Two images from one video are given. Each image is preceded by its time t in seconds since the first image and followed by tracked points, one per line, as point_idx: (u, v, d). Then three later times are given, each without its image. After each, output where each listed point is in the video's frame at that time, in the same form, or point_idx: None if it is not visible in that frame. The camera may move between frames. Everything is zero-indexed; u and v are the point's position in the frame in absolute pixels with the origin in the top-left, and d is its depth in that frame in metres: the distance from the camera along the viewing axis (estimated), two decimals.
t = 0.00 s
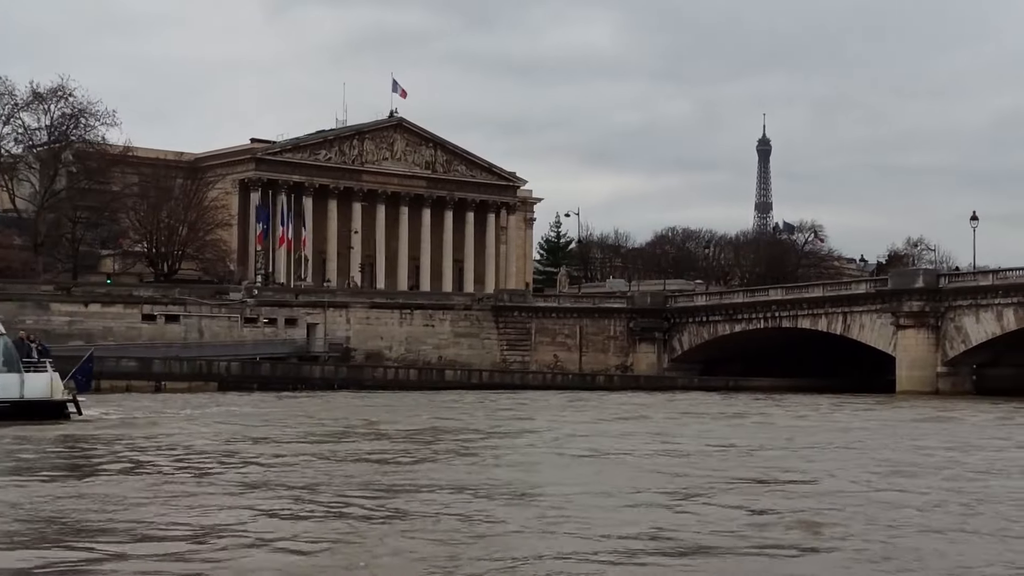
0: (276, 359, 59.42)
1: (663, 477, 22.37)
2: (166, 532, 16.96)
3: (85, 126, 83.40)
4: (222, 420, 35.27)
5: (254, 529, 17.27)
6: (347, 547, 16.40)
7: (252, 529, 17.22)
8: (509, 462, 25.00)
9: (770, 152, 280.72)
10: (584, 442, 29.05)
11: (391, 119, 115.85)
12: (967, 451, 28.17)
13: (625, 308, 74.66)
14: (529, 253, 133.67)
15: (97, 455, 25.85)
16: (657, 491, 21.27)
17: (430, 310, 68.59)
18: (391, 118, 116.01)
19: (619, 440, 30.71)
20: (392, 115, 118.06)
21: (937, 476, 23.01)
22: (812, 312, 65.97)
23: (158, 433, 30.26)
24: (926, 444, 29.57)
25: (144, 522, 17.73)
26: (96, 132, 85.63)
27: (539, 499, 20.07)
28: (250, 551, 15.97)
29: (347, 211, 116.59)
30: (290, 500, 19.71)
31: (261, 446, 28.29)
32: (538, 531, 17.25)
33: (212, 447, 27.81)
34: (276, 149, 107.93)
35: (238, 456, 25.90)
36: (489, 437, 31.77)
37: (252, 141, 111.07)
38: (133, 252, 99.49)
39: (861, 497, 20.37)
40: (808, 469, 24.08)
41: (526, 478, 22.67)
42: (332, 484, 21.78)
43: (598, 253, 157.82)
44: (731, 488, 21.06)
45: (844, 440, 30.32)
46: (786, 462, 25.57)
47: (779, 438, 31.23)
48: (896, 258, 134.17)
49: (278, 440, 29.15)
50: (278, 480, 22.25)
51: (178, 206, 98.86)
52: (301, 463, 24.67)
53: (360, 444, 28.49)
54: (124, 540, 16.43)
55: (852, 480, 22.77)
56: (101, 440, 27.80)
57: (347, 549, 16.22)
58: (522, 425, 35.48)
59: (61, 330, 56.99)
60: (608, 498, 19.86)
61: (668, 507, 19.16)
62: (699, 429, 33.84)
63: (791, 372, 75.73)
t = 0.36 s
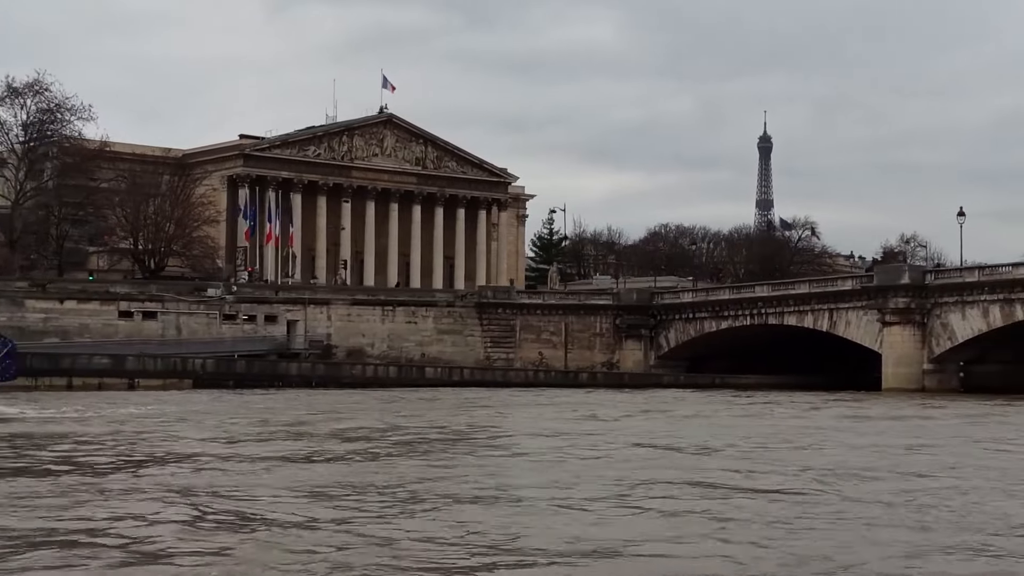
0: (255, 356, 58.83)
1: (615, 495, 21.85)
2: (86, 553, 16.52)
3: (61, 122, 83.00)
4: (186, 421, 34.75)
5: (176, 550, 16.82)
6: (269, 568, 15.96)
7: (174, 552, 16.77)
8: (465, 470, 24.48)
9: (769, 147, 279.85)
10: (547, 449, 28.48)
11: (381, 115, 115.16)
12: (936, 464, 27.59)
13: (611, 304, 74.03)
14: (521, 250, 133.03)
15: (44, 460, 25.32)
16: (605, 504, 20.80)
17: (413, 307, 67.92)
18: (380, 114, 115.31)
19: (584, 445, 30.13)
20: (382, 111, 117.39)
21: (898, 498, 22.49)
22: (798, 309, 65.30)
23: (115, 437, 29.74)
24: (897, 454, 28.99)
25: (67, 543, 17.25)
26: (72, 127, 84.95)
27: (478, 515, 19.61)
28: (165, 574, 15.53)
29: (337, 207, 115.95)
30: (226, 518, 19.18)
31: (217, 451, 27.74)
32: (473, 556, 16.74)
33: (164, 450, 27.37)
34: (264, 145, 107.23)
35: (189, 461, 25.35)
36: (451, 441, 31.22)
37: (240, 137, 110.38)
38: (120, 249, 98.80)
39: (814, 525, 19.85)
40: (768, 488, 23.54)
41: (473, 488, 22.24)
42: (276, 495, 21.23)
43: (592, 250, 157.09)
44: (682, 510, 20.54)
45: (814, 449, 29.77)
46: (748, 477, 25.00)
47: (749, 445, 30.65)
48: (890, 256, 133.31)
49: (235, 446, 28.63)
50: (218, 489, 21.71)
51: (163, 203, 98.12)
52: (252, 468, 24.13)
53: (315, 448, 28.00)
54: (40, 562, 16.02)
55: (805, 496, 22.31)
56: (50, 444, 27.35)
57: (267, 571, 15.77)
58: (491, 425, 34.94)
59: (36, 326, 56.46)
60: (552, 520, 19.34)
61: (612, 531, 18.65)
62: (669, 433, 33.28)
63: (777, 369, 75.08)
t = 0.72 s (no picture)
0: (235, 354, 58.19)
1: (569, 501, 21.21)
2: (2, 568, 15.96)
3: (40, 118, 82.24)
4: (149, 422, 34.10)
5: (98, 564, 16.27)
6: None
7: (97, 565, 16.21)
8: (420, 482, 23.82)
9: (766, 145, 279.06)
10: (512, 453, 27.85)
11: (371, 111, 114.48)
12: (906, 463, 26.96)
13: (597, 301, 73.38)
14: (514, 247, 132.35)
15: None
16: (557, 512, 20.21)
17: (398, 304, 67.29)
18: (371, 110, 114.64)
19: (552, 449, 29.55)
20: (372, 108, 116.71)
21: (862, 498, 21.88)
22: (785, 306, 64.63)
23: (69, 447, 29.03)
24: (870, 455, 28.36)
25: None
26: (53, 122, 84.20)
27: (422, 524, 19.02)
28: None
29: (327, 204, 115.26)
30: (159, 530, 18.50)
31: (169, 461, 27.04)
32: (406, 566, 16.16)
33: (117, 461, 26.80)
34: (253, 141, 106.54)
35: (136, 476, 24.66)
36: (417, 444, 30.65)
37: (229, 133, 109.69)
38: (107, 247, 97.93)
39: (770, 524, 19.23)
40: (730, 490, 22.92)
41: (424, 497, 21.67)
42: (217, 508, 20.55)
43: (586, 247, 156.40)
44: (635, 515, 19.90)
45: (785, 453, 29.12)
46: (712, 478, 24.37)
47: (720, 447, 30.06)
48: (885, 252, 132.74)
49: (190, 457, 27.93)
50: (160, 500, 21.14)
51: (149, 199, 97.27)
52: (199, 483, 23.44)
53: (273, 456, 27.43)
54: None
55: (765, 500, 21.72)
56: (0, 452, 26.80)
57: None
58: (460, 428, 34.33)
59: (12, 324, 55.92)
60: (499, 527, 18.69)
61: (558, 537, 18.01)
62: (641, 436, 32.62)
63: (767, 367, 74.45)
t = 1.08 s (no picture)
0: (213, 356, 57.61)
1: (519, 518, 20.55)
2: None
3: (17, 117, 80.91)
4: (108, 426, 33.59)
5: None
6: None
7: None
8: (369, 492, 23.18)
9: (765, 145, 278.49)
10: (469, 462, 27.31)
11: (361, 112, 113.84)
12: (873, 473, 26.32)
13: (583, 302, 72.83)
14: (505, 249, 131.69)
15: None
16: (497, 529, 19.64)
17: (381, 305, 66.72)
18: (361, 111, 114.01)
19: (512, 456, 28.99)
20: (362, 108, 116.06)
21: (815, 513, 21.33)
22: (771, 307, 63.98)
23: (18, 453, 28.48)
24: (835, 464, 27.79)
25: None
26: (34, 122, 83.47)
27: (354, 541, 18.47)
28: None
29: (316, 205, 114.64)
30: (81, 548, 17.83)
31: (117, 465, 26.48)
32: None
33: (63, 465, 26.28)
34: (241, 142, 105.94)
35: (80, 482, 24.05)
36: (375, 449, 30.10)
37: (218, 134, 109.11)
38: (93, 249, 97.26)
39: (719, 545, 18.59)
40: (684, 502, 22.31)
41: (366, 510, 21.12)
42: (152, 522, 19.89)
43: (580, 248, 155.72)
44: (581, 534, 19.23)
45: (753, 461, 28.45)
46: (668, 490, 23.74)
47: (685, 455, 29.49)
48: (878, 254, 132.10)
49: (141, 461, 27.37)
50: (92, 512, 20.62)
51: (136, 200, 96.63)
52: (141, 493, 22.80)
53: (223, 462, 26.88)
54: None
55: (716, 515, 21.15)
56: None
57: None
58: (424, 432, 33.77)
59: None
60: (438, 550, 18.07)
61: (495, 560, 17.35)
62: (609, 445, 32.05)
63: (754, 368, 73.85)
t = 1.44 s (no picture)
0: (191, 359, 57.07)
1: (462, 525, 20.11)
2: None
3: None
4: (68, 429, 33.21)
5: None
6: None
7: None
8: (314, 499, 22.66)
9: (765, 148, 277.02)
10: (425, 468, 26.80)
11: (351, 114, 113.30)
12: (835, 479, 25.79)
13: (569, 305, 72.32)
14: (497, 251, 131.09)
15: None
16: (434, 538, 19.14)
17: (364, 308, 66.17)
18: (351, 113, 113.48)
19: (472, 461, 28.48)
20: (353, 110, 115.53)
21: (767, 521, 20.82)
22: (756, 310, 63.36)
23: None
24: (798, 470, 27.26)
25: None
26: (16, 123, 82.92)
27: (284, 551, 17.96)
28: None
29: (306, 208, 114.13)
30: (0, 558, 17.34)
31: (65, 469, 26.01)
32: None
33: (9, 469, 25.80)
34: (230, 144, 105.42)
35: (23, 486, 23.64)
36: (333, 453, 29.59)
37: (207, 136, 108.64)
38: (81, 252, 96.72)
39: (661, 553, 18.11)
40: (634, 509, 21.81)
41: (305, 518, 20.62)
42: (80, 530, 19.38)
43: (573, 251, 155.05)
44: (524, 542, 18.78)
45: (718, 466, 27.97)
46: (621, 496, 23.22)
47: (648, 460, 28.96)
48: (872, 256, 131.47)
49: (91, 465, 26.90)
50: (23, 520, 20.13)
51: (123, 203, 96.06)
52: (84, 500, 22.38)
53: (172, 468, 26.37)
54: None
55: (664, 522, 20.64)
56: None
57: None
58: (387, 436, 33.23)
59: None
60: (371, 558, 17.60)
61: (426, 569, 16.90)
62: (575, 450, 31.59)
63: (741, 373, 73.25)
